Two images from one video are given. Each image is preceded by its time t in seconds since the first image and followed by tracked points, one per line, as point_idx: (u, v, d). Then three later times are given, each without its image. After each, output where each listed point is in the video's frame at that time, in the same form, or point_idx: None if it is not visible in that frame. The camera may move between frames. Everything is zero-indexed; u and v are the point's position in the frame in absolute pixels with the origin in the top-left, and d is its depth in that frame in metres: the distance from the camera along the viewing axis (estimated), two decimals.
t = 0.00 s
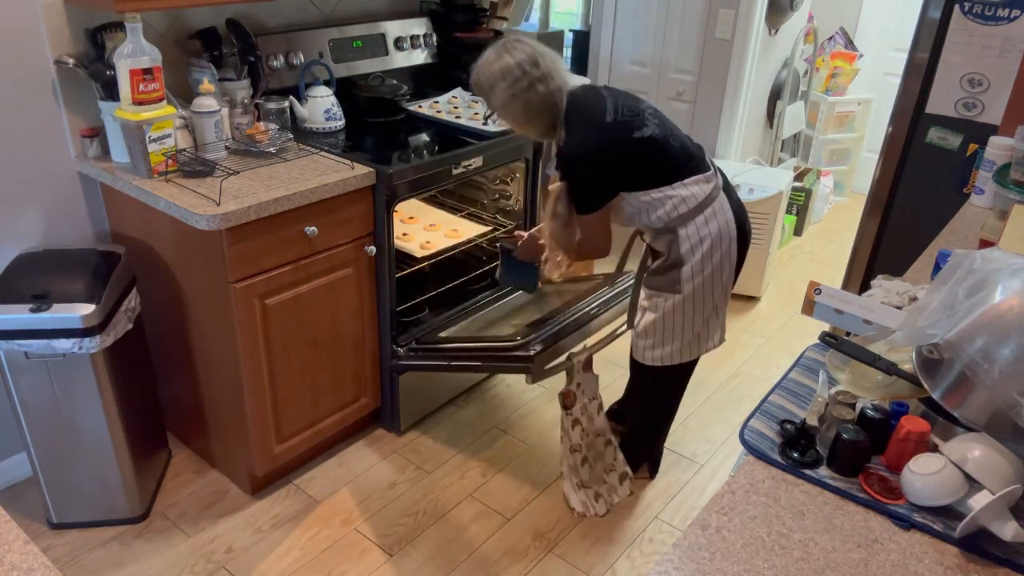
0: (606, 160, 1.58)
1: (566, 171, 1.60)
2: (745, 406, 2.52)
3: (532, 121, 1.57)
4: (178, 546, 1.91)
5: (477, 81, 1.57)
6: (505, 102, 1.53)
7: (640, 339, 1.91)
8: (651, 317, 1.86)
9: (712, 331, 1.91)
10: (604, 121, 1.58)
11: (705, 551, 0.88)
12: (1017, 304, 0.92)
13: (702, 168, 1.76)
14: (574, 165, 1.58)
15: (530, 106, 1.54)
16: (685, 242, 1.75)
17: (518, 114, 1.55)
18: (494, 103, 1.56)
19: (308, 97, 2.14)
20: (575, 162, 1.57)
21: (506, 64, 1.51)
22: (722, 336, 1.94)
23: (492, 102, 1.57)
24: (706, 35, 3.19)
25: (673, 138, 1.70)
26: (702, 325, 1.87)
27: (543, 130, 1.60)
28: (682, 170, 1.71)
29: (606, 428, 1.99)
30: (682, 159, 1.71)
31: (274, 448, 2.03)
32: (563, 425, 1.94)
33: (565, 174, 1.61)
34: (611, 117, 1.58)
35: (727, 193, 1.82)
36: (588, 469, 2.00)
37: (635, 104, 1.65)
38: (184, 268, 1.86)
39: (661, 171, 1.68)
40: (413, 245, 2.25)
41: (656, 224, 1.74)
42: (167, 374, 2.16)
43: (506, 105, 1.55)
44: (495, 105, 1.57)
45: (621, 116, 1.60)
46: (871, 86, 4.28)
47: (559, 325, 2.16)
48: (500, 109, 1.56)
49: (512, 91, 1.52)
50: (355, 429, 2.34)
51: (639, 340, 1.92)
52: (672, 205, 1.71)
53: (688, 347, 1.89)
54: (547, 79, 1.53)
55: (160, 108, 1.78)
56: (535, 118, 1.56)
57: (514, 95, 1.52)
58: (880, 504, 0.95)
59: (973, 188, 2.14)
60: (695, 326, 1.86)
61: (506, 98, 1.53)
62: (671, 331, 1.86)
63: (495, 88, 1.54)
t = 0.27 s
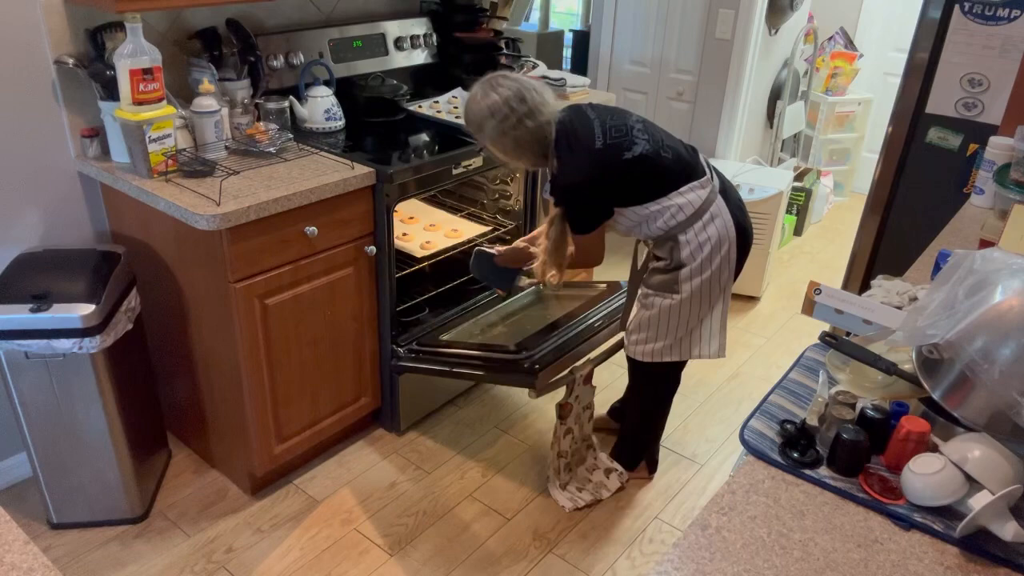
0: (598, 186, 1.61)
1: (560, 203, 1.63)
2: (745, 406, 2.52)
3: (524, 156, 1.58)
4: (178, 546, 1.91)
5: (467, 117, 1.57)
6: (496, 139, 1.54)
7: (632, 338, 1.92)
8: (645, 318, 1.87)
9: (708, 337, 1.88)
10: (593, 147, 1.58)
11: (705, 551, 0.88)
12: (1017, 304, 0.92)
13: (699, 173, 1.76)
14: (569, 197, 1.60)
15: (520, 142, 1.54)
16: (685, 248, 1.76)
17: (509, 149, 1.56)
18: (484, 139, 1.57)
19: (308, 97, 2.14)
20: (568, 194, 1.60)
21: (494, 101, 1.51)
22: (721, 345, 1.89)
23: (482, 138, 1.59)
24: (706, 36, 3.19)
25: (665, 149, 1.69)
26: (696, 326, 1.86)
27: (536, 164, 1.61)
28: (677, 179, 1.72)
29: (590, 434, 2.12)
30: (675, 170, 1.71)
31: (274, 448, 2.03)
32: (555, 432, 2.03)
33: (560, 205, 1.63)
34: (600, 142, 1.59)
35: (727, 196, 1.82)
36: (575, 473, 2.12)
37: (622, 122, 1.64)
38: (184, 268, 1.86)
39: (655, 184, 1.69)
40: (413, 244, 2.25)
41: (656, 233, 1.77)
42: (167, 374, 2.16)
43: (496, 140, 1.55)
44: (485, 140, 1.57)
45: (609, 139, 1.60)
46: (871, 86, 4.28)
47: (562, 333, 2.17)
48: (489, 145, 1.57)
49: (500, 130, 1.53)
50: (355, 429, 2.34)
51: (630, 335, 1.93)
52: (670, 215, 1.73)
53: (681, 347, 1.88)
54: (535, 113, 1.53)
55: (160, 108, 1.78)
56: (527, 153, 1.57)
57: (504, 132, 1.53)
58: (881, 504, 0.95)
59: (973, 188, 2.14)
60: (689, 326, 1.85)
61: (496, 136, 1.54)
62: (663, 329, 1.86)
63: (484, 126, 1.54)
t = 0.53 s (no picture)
0: (594, 192, 1.61)
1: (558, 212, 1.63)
2: (744, 406, 2.52)
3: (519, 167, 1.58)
4: (179, 546, 1.91)
5: (461, 128, 1.57)
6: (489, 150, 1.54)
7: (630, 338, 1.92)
8: (643, 317, 1.87)
9: (708, 336, 1.88)
10: (588, 153, 1.58)
11: (704, 551, 0.88)
12: (1017, 304, 0.92)
13: (696, 174, 1.76)
14: (566, 206, 1.61)
15: (514, 152, 1.54)
16: (684, 249, 1.76)
17: (504, 159, 1.56)
18: (478, 150, 1.57)
19: (308, 97, 2.13)
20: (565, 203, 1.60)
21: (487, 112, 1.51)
22: (721, 346, 1.89)
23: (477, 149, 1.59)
24: (706, 36, 3.19)
25: (659, 150, 1.70)
26: (695, 324, 1.87)
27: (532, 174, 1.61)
28: (673, 181, 1.72)
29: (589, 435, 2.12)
30: (670, 172, 1.71)
31: (274, 448, 2.03)
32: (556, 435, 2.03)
33: (557, 214, 1.63)
34: (595, 147, 1.59)
35: (724, 196, 1.82)
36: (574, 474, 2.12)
37: (615, 126, 1.65)
38: (184, 267, 1.86)
39: (651, 186, 1.69)
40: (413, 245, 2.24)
41: (656, 235, 1.77)
42: (167, 375, 2.16)
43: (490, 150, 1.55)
44: (479, 151, 1.57)
45: (604, 144, 1.61)
46: (871, 86, 4.28)
47: (563, 334, 2.16)
48: (484, 156, 1.57)
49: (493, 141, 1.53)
50: (355, 429, 2.34)
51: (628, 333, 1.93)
52: (669, 217, 1.73)
53: (680, 345, 1.88)
54: (528, 123, 1.53)
55: (160, 108, 1.78)
56: (522, 162, 1.57)
57: (497, 143, 1.53)
58: (881, 504, 0.95)
59: (973, 188, 2.14)
60: (687, 324, 1.85)
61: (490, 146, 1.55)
62: (661, 328, 1.86)
63: (478, 137, 1.54)
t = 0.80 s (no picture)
0: (590, 192, 1.61)
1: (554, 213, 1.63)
2: (745, 406, 2.52)
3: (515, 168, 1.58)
4: (179, 546, 1.91)
5: (459, 128, 1.58)
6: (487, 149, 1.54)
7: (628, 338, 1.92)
8: (642, 317, 1.87)
9: (707, 335, 1.88)
10: (583, 153, 1.59)
11: (704, 551, 0.88)
12: (1017, 304, 0.92)
13: (693, 174, 1.76)
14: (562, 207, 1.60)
15: (511, 152, 1.55)
16: (682, 250, 1.76)
17: (500, 159, 1.56)
18: (475, 151, 1.58)
19: (308, 97, 2.13)
20: (562, 204, 1.60)
21: (483, 113, 1.52)
22: (719, 345, 1.89)
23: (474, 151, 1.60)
24: (706, 36, 3.19)
25: (655, 150, 1.70)
26: (694, 324, 1.87)
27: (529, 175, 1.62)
28: (670, 181, 1.72)
29: (589, 435, 2.12)
30: (667, 172, 1.71)
31: (274, 448, 2.03)
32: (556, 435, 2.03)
33: (554, 215, 1.63)
34: (589, 147, 1.60)
35: (723, 196, 1.82)
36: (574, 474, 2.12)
37: (609, 127, 1.65)
38: (184, 268, 1.86)
39: (648, 186, 1.69)
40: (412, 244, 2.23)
41: (654, 236, 1.77)
42: (167, 374, 2.16)
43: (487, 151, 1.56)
44: (476, 151, 1.58)
45: (598, 144, 1.61)
46: (871, 86, 4.28)
47: (563, 334, 2.16)
48: (480, 156, 1.57)
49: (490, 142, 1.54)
50: (355, 429, 2.34)
51: (626, 333, 1.93)
52: (667, 217, 1.73)
53: (678, 345, 1.88)
54: (524, 124, 1.53)
55: (160, 108, 1.78)
56: (519, 163, 1.57)
57: (493, 143, 1.53)
58: (880, 504, 0.95)
59: (973, 188, 2.14)
60: (686, 324, 1.85)
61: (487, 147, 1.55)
62: (660, 328, 1.86)
63: (475, 137, 1.54)
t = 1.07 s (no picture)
0: (586, 194, 1.61)
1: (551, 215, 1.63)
2: (745, 406, 2.52)
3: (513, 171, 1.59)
4: (179, 546, 1.91)
5: (456, 129, 1.58)
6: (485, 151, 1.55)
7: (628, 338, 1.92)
8: (641, 318, 1.87)
9: (706, 336, 1.88)
10: (579, 155, 1.59)
11: (704, 551, 0.88)
12: (1017, 304, 0.92)
13: (691, 175, 1.75)
14: (559, 208, 1.60)
15: (507, 154, 1.55)
16: (681, 250, 1.76)
17: (497, 161, 1.57)
18: (472, 151, 1.58)
19: (308, 97, 2.13)
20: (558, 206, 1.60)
21: (480, 115, 1.52)
22: (718, 347, 1.89)
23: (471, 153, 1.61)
24: (706, 36, 3.19)
25: (651, 151, 1.69)
26: (693, 324, 1.87)
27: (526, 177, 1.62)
28: (667, 182, 1.71)
29: (589, 435, 2.12)
30: (664, 172, 1.70)
31: (274, 448, 2.03)
32: (556, 435, 2.03)
33: (551, 216, 1.63)
34: (585, 149, 1.60)
35: (722, 197, 1.82)
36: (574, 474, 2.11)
37: (604, 128, 1.65)
38: (185, 268, 1.86)
39: (644, 187, 1.69)
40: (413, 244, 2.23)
41: (653, 237, 1.77)
42: (167, 374, 2.16)
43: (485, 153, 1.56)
44: (474, 153, 1.58)
45: (594, 145, 1.61)
46: (871, 86, 4.28)
47: (562, 335, 2.16)
48: (478, 157, 1.58)
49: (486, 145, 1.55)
50: (355, 429, 2.34)
51: (626, 333, 1.93)
52: (664, 218, 1.73)
53: (678, 345, 1.88)
54: (522, 125, 1.53)
55: (160, 108, 1.78)
56: (516, 165, 1.58)
57: (490, 144, 1.54)
58: (880, 504, 0.95)
59: (973, 188, 2.15)
60: (686, 324, 1.85)
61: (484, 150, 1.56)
62: (660, 328, 1.86)
63: (473, 138, 1.55)
